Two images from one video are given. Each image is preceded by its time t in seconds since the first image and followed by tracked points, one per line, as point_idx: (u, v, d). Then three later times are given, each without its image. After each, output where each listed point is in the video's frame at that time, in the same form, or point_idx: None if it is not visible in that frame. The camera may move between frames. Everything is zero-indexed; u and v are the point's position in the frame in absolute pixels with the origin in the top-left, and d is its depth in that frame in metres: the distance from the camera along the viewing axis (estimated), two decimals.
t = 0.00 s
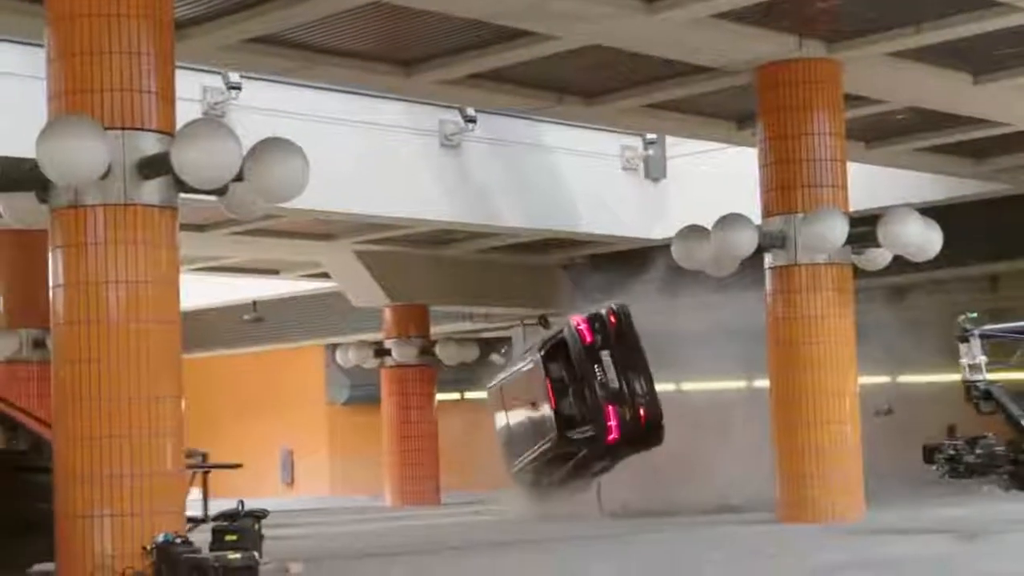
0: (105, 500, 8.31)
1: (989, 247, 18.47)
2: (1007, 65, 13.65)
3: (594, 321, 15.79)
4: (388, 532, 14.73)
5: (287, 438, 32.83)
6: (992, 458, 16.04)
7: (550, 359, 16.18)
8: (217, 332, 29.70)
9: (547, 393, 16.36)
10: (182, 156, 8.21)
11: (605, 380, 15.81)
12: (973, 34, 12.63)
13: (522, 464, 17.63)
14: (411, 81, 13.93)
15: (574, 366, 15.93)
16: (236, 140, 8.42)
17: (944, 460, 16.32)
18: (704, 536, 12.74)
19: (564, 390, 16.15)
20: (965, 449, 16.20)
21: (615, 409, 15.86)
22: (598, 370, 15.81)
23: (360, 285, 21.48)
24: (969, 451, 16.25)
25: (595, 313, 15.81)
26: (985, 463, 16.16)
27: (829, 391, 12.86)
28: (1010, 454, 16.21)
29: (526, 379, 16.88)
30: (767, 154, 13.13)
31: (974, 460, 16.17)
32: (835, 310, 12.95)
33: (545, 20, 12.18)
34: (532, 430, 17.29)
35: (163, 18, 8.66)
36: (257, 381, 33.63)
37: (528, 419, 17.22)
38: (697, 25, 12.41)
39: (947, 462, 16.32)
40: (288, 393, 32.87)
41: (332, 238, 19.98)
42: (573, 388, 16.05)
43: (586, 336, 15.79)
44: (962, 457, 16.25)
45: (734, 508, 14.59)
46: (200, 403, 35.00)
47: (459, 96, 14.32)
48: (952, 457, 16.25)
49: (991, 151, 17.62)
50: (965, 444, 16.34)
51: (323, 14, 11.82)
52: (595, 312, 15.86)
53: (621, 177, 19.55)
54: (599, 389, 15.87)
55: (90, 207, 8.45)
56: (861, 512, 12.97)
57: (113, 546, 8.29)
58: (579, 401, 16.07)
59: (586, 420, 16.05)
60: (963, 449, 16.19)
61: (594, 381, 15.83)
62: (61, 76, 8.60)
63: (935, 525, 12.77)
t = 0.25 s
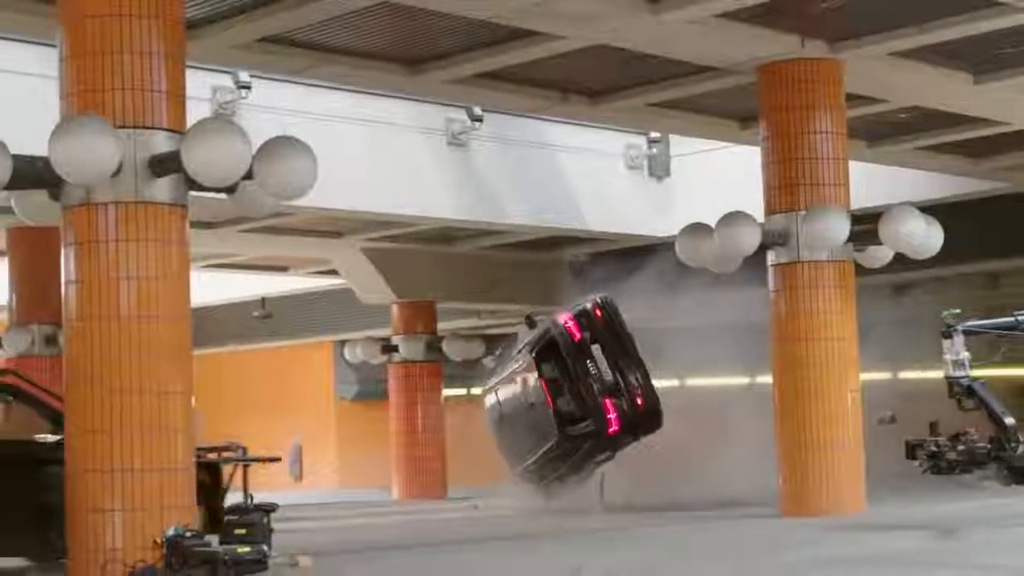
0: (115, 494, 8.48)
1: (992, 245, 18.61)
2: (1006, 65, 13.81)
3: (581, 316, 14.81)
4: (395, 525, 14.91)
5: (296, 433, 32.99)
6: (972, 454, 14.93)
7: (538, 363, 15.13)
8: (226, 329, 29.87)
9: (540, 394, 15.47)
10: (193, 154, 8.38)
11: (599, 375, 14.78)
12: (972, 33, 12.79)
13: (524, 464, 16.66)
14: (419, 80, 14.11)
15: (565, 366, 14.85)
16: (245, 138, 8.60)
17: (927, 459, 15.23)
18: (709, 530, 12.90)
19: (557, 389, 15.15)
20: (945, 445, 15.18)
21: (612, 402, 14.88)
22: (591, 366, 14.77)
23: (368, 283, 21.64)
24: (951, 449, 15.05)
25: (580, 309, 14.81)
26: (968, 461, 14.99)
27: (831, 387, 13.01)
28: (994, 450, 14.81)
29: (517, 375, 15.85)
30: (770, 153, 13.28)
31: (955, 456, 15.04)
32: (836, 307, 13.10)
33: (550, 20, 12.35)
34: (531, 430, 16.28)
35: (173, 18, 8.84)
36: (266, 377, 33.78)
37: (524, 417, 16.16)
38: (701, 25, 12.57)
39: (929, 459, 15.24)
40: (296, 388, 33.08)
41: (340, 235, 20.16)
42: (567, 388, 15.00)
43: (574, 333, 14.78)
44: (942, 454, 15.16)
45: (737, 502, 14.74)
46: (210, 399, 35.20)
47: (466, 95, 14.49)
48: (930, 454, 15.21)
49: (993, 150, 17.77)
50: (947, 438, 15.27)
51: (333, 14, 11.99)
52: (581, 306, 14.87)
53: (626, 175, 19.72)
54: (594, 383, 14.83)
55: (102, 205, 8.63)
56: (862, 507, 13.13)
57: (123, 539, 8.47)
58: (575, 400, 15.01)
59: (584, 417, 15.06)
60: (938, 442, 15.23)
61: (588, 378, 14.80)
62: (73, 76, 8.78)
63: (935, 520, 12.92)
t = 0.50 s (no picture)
0: (124, 492, 8.54)
1: (998, 244, 18.64)
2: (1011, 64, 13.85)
3: (570, 316, 14.81)
4: (402, 522, 14.96)
5: (303, 431, 33.04)
6: (960, 454, 15.49)
7: (534, 366, 14.98)
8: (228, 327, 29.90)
9: (538, 400, 15.29)
10: (201, 153, 8.44)
11: (596, 372, 14.75)
12: (978, 32, 12.83)
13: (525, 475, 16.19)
14: (426, 79, 14.16)
15: (561, 367, 14.77)
16: (253, 137, 8.66)
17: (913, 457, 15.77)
18: (716, 527, 12.95)
19: (555, 391, 14.99)
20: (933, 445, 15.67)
21: (612, 398, 14.86)
22: (586, 365, 14.74)
23: (376, 282, 21.70)
24: (937, 448, 15.62)
25: (568, 308, 14.81)
26: (955, 460, 15.53)
27: (837, 386, 13.04)
28: (979, 449, 15.44)
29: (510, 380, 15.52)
30: (776, 152, 13.32)
31: (943, 456, 15.59)
32: (842, 305, 13.14)
33: (558, 19, 12.39)
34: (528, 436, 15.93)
35: (181, 17, 8.90)
36: (273, 375, 33.87)
37: (522, 423, 15.77)
38: (708, 24, 12.61)
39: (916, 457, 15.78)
40: (303, 386, 33.14)
41: (348, 234, 20.22)
42: (565, 389, 14.90)
43: (565, 334, 14.75)
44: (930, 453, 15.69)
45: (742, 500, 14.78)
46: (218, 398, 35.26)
47: (474, 94, 14.54)
48: (918, 453, 15.75)
49: (999, 149, 17.80)
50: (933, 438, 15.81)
51: (342, 13, 12.04)
52: (569, 307, 14.88)
53: (633, 174, 19.77)
54: (591, 380, 14.79)
55: (111, 203, 8.69)
56: (868, 504, 13.16)
57: (132, 537, 8.53)
58: (574, 400, 14.92)
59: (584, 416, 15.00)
60: (925, 443, 15.79)
61: (585, 376, 14.76)
62: (82, 75, 8.83)
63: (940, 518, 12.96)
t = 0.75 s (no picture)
0: (135, 490, 8.62)
1: (1006, 241, 18.69)
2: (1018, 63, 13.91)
3: (561, 317, 14.25)
4: (412, 520, 15.04)
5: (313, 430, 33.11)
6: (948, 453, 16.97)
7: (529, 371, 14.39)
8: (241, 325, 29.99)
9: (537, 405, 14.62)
10: (212, 153, 8.51)
11: (594, 370, 14.09)
12: (985, 32, 12.89)
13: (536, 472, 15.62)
14: (435, 79, 14.23)
15: (558, 368, 14.24)
16: (263, 137, 8.74)
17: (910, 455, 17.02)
18: (723, 525, 13.02)
19: (556, 392, 14.41)
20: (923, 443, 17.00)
21: (613, 394, 14.11)
22: (584, 363, 14.12)
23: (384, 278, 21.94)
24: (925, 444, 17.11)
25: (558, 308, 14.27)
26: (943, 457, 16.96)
27: (845, 382, 13.11)
28: (968, 448, 16.92)
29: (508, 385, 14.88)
30: (784, 151, 13.37)
31: (931, 453, 16.90)
32: (850, 302, 13.19)
33: (566, 19, 12.46)
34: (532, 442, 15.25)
35: (191, 17, 8.97)
36: (285, 372, 33.97)
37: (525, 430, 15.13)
38: (716, 24, 12.67)
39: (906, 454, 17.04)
40: (313, 384, 33.20)
41: (358, 233, 20.30)
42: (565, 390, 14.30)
43: (558, 335, 14.20)
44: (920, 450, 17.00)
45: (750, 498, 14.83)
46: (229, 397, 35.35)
47: (483, 94, 14.61)
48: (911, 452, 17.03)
49: (1006, 147, 17.85)
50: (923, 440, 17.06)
51: (351, 14, 12.11)
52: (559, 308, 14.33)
53: (641, 172, 19.86)
54: (589, 379, 14.13)
55: (122, 203, 8.77)
56: (876, 501, 13.21)
57: (143, 534, 8.61)
58: (575, 400, 14.30)
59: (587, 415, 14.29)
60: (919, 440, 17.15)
61: (583, 375, 14.14)
62: (93, 74, 8.90)
63: (947, 515, 13.02)
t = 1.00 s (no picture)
0: (149, 487, 8.77)
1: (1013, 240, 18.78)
2: None
3: (553, 320, 14.30)
4: (422, 516, 15.18)
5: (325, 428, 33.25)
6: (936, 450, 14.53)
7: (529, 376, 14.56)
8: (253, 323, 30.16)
9: (541, 405, 14.83)
10: (225, 152, 8.66)
11: (590, 368, 14.25)
12: (990, 33, 12.99)
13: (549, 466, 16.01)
14: (446, 79, 14.37)
15: (556, 371, 14.37)
16: (275, 137, 8.88)
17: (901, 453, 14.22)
18: (730, 521, 13.12)
19: (558, 394, 14.61)
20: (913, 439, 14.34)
21: (615, 389, 14.23)
22: (582, 363, 14.24)
23: (393, 275, 22.23)
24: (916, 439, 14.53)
25: (550, 311, 14.32)
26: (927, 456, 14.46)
27: (852, 380, 13.21)
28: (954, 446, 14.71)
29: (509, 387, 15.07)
30: (793, 150, 13.49)
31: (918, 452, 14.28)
32: (857, 301, 13.30)
33: (575, 20, 12.59)
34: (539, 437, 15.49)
35: (205, 19, 9.11)
36: (298, 371, 34.12)
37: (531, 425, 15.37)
38: (724, 24, 12.79)
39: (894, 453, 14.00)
40: (326, 382, 33.34)
41: (370, 232, 20.44)
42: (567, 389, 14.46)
43: (553, 339, 14.26)
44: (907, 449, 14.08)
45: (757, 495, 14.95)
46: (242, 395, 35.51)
47: (493, 94, 14.74)
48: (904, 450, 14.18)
49: (1013, 146, 17.94)
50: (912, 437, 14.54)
51: (362, 15, 12.24)
52: (551, 310, 14.36)
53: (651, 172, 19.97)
54: (588, 378, 14.28)
55: (136, 203, 8.92)
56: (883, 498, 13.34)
57: (157, 531, 8.76)
58: (577, 399, 14.49)
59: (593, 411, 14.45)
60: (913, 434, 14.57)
61: (581, 375, 14.30)
62: (108, 76, 9.05)
63: (951, 512, 13.14)
